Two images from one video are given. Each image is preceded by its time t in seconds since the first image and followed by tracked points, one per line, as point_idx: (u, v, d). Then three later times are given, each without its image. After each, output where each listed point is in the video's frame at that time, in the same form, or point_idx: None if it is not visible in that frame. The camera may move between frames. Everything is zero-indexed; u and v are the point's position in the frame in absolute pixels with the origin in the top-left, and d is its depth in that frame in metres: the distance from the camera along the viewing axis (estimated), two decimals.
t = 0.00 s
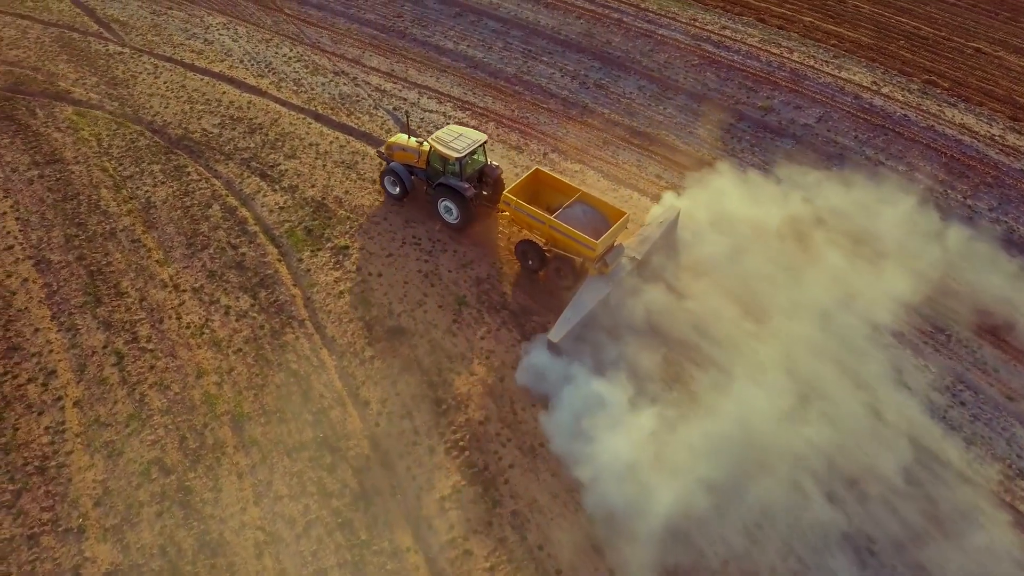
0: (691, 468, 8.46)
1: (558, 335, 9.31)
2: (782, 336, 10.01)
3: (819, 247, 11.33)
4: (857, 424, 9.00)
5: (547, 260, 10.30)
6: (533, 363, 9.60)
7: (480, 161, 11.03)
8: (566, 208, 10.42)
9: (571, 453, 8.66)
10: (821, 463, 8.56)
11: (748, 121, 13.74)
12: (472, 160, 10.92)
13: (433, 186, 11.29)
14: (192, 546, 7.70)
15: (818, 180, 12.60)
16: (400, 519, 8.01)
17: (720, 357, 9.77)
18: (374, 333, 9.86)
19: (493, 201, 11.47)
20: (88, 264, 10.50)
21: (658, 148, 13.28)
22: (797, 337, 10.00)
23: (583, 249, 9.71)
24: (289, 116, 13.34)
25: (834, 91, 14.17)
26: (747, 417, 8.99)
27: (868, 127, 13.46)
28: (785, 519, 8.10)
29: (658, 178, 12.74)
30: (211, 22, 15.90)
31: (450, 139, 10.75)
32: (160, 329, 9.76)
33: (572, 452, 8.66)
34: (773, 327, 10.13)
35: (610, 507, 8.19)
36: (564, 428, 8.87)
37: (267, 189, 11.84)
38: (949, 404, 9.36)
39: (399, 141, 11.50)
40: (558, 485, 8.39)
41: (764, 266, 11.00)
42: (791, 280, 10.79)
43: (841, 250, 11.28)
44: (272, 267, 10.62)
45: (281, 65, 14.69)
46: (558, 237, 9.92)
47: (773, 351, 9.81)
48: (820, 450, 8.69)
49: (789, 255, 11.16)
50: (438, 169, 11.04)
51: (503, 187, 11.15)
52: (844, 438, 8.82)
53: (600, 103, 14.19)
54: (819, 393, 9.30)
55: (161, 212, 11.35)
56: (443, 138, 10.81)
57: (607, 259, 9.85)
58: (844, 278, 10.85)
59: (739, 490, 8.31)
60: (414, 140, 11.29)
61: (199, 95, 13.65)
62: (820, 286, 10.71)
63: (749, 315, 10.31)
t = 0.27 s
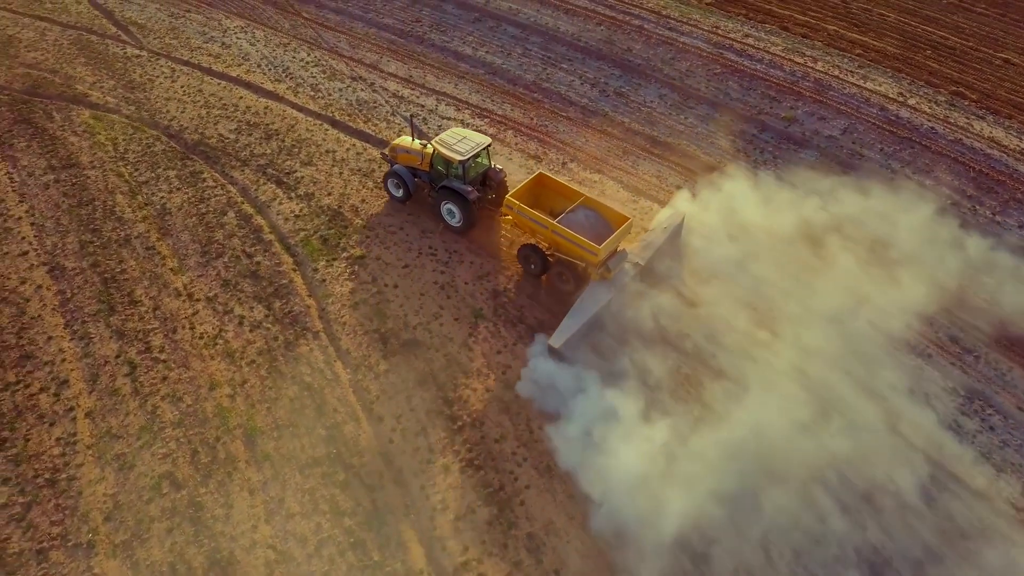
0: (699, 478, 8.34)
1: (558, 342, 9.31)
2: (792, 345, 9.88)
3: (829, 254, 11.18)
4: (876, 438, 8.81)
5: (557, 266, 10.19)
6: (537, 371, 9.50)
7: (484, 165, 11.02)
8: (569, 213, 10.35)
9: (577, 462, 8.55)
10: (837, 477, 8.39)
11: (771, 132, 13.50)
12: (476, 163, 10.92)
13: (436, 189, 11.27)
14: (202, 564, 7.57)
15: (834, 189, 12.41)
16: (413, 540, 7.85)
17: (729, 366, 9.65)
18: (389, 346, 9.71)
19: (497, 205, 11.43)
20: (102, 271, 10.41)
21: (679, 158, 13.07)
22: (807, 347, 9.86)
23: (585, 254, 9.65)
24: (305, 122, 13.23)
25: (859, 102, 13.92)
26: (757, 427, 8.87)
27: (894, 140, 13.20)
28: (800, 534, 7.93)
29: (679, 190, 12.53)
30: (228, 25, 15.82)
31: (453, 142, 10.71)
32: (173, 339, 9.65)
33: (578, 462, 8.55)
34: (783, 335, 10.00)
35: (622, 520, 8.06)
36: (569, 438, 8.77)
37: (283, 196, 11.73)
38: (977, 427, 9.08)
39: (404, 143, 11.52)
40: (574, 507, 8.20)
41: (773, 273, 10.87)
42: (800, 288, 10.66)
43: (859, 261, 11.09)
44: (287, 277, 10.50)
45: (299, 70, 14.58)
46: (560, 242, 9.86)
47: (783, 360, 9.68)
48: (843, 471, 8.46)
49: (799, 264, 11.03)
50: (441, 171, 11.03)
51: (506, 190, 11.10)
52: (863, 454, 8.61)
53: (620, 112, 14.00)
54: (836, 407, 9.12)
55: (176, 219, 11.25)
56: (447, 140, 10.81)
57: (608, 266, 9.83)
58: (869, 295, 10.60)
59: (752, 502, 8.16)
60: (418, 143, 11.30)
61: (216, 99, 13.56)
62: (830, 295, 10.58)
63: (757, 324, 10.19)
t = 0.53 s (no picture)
0: (713, 497, 8.20)
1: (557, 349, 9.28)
2: (806, 359, 9.72)
3: (843, 267, 11.02)
4: (899, 459, 8.59)
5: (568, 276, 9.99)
6: (544, 383, 9.38)
7: (489, 168, 11.04)
8: (574, 219, 10.19)
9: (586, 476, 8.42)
10: (859, 499, 8.20)
11: (799, 147, 13.20)
12: (481, 166, 10.95)
13: (442, 192, 11.25)
14: None
15: (852, 201, 12.19)
16: (429, 566, 7.67)
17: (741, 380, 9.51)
18: (408, 363, 9.53)
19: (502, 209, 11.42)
20: (120, 280, 10.32)
21: (705, 172, 12.80)
22: (823, 361, 9.69)
23: (589, 262, 9.51)
24: (327, 129, 13.10)
25: (891, 117, 13.59)
26: (770, 443, 8.72)
27: (927, 157, 12.87)
28: (820, 557, 7.76)
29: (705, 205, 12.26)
30: (251, 29, 15.74)
31: (459, 145, 10.71)
32: (189, 351, 9.53)
33: (587, 477, 8.42)
34: (796, 349, 9.84)
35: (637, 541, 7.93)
36: (577, 452, 8.65)
37: (303, 206, 11.61)
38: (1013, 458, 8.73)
39: (409, 145, 11.50)
40: (594, 534, 7.98)
41: (785, 285, 10.72)
42: (814, 301, 10.50)
43: (884, 279, 10.84)
44: (305, 289, 10.36)
45: (321, 76, 14.46)
46: (564, 249, 9.72)
47: (797, 374, 9.53)
48: (871, 500, 8.18)
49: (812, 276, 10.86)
50: (447, 175, 11.02)
51: (512, 194, 11.08)
52: (888, 478, 8.37)
53: (646, 123, 13.75)
54: (858, 427, 8.90)
55: (194, 227, 11.15)
56: (453, 143, 10.81)
57: (612, 273, 9.80)
58: (900, 317, 10.28)
59: (769, 522, 8.01)
60: (424, 146, 11.30)
61: (237, 105, 13.46)
62: (845, 308, 10.41)
63: (770, 337, 10.03)
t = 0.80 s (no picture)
0: (724, 514, 8.03)
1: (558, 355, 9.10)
2: (820, 370, 9.55)
3: (857, 276, 10.84)
4: (922, 477, 8.38)
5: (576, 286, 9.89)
6: (551, 394, 9.28)
7: (496, 172, 10.98)
8: (579, 224, 10.15)
9: (595, 488, 8.31)
10: (881, 525, 7.95)
11: (826, 160, 12.92)
12: (488, 169, 10.90)
13: (448, 195, 11.23)
14: None
15: (870, 212, 11.97)
16: None
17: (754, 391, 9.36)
18: (424, 378, 9.39)
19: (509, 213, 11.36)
20: (136, 287, 10.25)
21: (729, 184, 12.54)
22: (838, 372, 9.52)
23: (593, 267, 9.46)
24: (347, 136, 12.99)
25: (922, 132, 13.29)
26: (784, 457, 8.55)
27: (959, 174, 12.55)
28: (840, 575, 7.59)
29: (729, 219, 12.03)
30: (273, 33, 15.67)
31: (466, 147, 10.73)
32: (204, 362, 9.43)
33: (595, 488, 8.31)
34: (810, 359, 9.68)
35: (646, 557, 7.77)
36: (585, 463, 8.54)
37: (321, 215, 11.50)
38: None
39: (416, 148, 11.50)
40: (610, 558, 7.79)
41: (797, 295, 10.56)
42: (827, 311, 10.33)
43: (910, 297, 10.56)
44: (322, 300, 10.24)
45: (341, 81, 14.35)
46: (568, 254, 9.69)
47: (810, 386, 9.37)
48: (898, 528, 7.92)
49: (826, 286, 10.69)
50: (453, 178, 11.00)
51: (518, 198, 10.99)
52: (912, 504, 8.11)
53: (669, 134, 13.52)
54: (880, 447, 8.67)
55: (211, 234, 11.07)
56: (460, 146, 10.79)
57: (618, 279, 9.62)
58: (930, 338, 9.98)
59: (785, 538, 7.85)
60: (431, 149, 11.31)
61: (257, 110, 13.38)
62: (860, 318, 10.24)
63: (783, 347, 9.88)
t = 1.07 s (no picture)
0: (734, 531, 7.87)
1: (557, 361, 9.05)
2: (830, 380, 9.42)
3: (867, 286, 10.69)
4: (940, 495, 8.19)
5: (579, 292, 9.81)
6: (554, 402, 9.17)
7: (498, 175, 10.94)
8: (582, 229, 10.09)
9: (600, 498, 8.21)
10: (902, 552, 7.71)
11: (850, 175, 12.66)
12: (490, 173, 10.86)
13: (450, 198, 11.18)
14: None
15: (883, 224, 11.79)
16: None
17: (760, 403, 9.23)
18: (437, 395, 9.22)
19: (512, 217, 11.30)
20: (148, 297, 10.15)
21: (750, 197, 12.29)
22: (847, 384, 9.38)
23: (594, 273, 9.40)
24: (363, 145, 12.86)
25: (948, 147, 13.01)
26: (796, 473, 8.38)
27: (986, 191, 12.26)
28: None
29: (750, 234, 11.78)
30: (290, 38, 15.57)
31: (468, 151, 10.69)
32: (215, 374, 9.31)
33: (601, 502, 8.17)
34: (819, 368, 9.55)
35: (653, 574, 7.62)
36: (590, 474, 8.43)
37: (336, 225, 11.38)
38: None
39: (420, 152, 11.54)
40: None
41: (806, 304, 10.42)
42: (839, 322, 10.18)
43: (933, 315, 10.29)
44: (335, 313, 10.10)
45: (358, 88, 14.22)
46: (570, 259, 9.63)
47: (819, 397, 9.23)
48: (919, 556, 7.69)
49: (835, 296, 10.55)
50: (455, 181, 10.98)
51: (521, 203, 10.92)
52: (935, 531, 7.87)
53: (689, 146, 13.30)
54: (900, 468, 8.44)
55: (225, 243, 10.96)
56: (462, 149, 10.79)
57: (618, 286, 9.58)
58: (955, 360, 9.71)
59: (798, 553, 7.71)
60: (434, 152, 11.31)
61: (273, 117, 13.28)
62: (870, 329, 10.09)
63: (791, 357, 9.75)
